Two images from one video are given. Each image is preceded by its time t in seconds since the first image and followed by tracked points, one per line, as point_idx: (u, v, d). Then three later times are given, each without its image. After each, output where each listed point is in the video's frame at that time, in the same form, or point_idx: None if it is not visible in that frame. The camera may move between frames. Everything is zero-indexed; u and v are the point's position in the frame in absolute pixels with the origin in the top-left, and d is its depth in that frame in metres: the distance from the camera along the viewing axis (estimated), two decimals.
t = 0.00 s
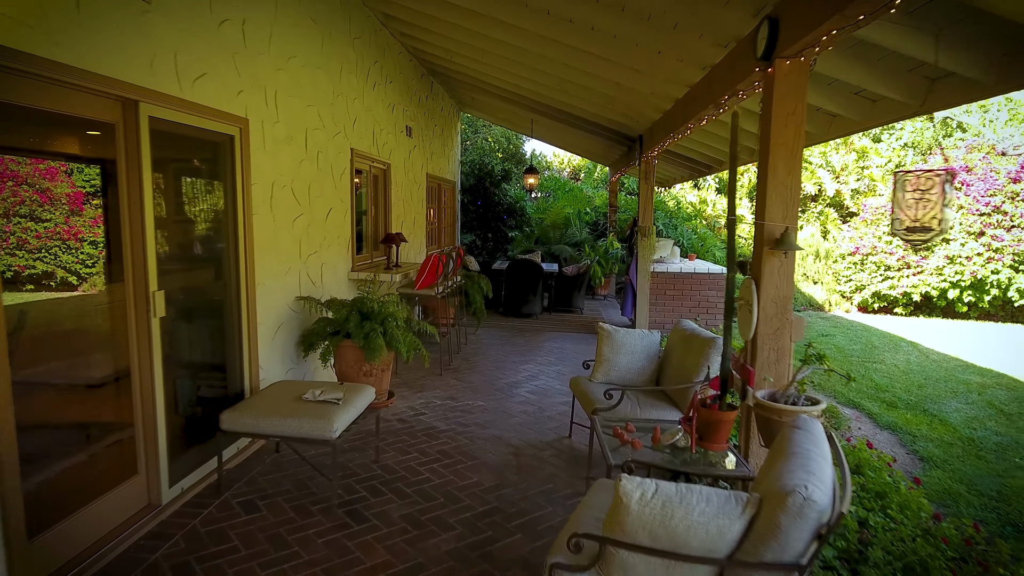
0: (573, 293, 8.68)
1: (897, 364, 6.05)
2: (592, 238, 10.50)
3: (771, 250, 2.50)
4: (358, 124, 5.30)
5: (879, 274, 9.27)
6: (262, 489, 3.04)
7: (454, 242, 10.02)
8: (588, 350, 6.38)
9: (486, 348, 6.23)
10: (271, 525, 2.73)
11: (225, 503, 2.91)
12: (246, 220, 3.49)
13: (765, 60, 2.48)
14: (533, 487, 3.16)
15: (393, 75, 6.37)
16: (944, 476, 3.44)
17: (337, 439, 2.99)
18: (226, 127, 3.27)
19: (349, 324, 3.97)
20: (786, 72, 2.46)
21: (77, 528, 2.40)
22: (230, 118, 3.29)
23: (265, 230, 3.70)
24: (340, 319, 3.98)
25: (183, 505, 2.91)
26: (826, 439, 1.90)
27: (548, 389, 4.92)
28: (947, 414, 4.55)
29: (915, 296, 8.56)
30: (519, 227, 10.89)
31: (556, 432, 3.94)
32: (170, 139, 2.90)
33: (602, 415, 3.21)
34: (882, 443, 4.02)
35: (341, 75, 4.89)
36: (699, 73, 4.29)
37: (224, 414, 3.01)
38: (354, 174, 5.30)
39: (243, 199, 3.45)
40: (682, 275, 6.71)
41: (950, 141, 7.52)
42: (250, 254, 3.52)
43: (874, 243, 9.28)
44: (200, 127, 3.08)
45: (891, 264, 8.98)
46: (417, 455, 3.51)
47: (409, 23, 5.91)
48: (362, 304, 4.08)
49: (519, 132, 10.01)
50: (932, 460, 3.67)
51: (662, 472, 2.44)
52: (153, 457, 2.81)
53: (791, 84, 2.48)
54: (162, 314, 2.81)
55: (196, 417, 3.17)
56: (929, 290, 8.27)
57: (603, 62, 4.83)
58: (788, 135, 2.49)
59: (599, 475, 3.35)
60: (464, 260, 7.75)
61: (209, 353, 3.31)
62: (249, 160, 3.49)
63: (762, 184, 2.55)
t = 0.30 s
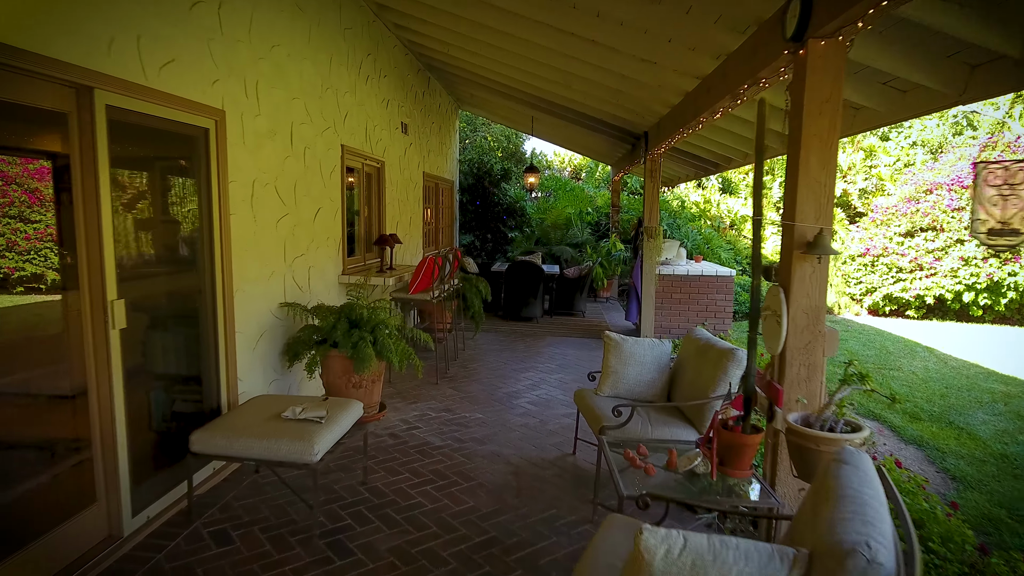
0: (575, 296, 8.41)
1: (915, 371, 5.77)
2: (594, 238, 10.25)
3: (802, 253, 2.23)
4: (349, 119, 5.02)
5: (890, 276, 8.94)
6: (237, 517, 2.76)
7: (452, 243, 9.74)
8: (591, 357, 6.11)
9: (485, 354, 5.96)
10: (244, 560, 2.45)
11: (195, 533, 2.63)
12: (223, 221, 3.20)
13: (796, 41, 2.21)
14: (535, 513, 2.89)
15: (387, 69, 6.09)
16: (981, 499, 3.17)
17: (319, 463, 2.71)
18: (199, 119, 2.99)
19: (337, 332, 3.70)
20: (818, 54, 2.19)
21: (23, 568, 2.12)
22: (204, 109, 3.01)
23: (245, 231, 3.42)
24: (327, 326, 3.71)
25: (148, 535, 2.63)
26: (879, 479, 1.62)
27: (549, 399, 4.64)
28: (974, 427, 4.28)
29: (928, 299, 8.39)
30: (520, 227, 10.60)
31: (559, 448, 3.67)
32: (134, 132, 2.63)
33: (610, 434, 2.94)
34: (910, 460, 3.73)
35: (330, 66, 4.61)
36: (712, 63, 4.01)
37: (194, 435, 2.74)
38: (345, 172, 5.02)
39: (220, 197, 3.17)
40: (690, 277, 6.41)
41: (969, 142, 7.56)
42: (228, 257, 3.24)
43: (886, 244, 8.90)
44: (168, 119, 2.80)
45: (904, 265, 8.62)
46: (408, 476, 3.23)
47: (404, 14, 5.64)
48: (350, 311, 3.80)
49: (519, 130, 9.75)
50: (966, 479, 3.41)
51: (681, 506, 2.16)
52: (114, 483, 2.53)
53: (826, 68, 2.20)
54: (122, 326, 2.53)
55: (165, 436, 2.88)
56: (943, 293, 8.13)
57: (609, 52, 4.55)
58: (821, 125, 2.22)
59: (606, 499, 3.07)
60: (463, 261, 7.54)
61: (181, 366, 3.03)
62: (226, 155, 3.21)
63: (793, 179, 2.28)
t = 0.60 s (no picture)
0: (577, 298, 8.17)
1: (934, 377, 5.52)
2: (596, 239, 10.01)
3: (841, 256, 1.98)
4: (341, 113, 4.76)
5: (901, 278, 8.46)
6: (209, 547, 2.51)
7: (451, 243, 9.49)
8: (595, 362, 5.86)
9: (484, 360, 5.71)
10: None
11: (161, 567, 2.38)
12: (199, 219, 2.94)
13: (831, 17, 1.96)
14: (538, 541, 2.63)
15: (382, 62, 5.83)
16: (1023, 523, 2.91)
17: (300, 487, 2.45)
18: (169, 108, 2.73)
19: (326, 338, 3.45)
20: (860, 32, 1.93)
21: None
22: (175, 97, 2.75)
23: (223, 231, 3.16)
24: (314, 334, 3.46)
25: (111, 568, 2.37)
26: (947, 525, 1.36)
27: (552, 409, 4.39)
28: (1003, 439, 4.04)
29: (942, 301, 8.16)
30: (520, 227, 10.34)
31: (563, 465, 3.41)
32: (95, 122, 2.38)
33: (620, 454, 2.70)
34: (940, 477, 3.48)
35: (320, 57, 4.36)
36: (727, 51, 3.76)
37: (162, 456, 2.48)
38: (337, 169, 4.77)
39: (195, 194, 2.91)
40: (698, 279, 6.13)
41: (985, 145, 7.79)
42: (204, 260, 2.99)
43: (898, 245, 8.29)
44: (132, 108, 2.54)
45: (917, 266, 8.25)
46: (400, 496, 2.98)
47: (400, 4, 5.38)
48: (339, 316, 3.53)
49: (520, 127, 9.51)
50: (1003, 501, 3.14)
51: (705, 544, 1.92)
52: (70, 510, 2.28)
53: (867, 46, 1.94)
54: (78, 337, 2.28)
55: (131, 456, 2.64)
56: (957, 296, 8.01)
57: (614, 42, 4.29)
58: (862, 113, 1.96)
59: (616, 524, 2.82)
60: (463, 261, 7.40)
61: (151, 379, 2.77)
62: (201, 148, 2.95)
63: (829, 173, 2.02)
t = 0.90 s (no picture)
0: (580, 300, 7.92)
1: (955, 384, 5.27)
2: (598, 239, 9.76)
3: (889, 260, 1.75)
4: (333, 106, 4.51)
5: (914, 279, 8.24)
6: None
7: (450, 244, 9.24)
8: (599, 368, 5.61)
9: (483, 365, 5.47)
10: None
11: None
12: (173, 218, 2.70)
13: None
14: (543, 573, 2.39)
15: (377, 54, 5.58)
16: None
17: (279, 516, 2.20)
18: (139, 96, 2.49)
19: (313, 345, 3.21)
20: (915, 4, 1.68)
21: None
22: (145, 85, 2.51)
23: (201, 232, 2.92)
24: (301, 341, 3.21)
25: None
26: None
27: (556, 419, 4.15)
28: None
29: (956, 304, 7.86)
30: (521, 227, 10.09)
31: (568, 482, 3.17)
32: (51, 111, 2.12)
33: (633, 476, 2.45)
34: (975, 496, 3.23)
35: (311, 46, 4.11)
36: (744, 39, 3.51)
37: (126, 481, 2.23)
38: (328, 165, 4.51)
39: (168, 191, 2.66)
40: (706, 282, 5.88)
41: (997, 142, 7.35)
42: (180, 262, 2.74)
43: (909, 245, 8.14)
44: (95, 96, 2.29)
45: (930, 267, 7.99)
46: (392, 520, 2.74)
47: None
48: (327, 323, 3.29)
49: (520, 124, 9.28)
50: None
51: None
52: (20, 544, 2.03)
53: (925, 20, 1.69)
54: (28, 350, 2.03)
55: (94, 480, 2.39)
56: (972, 298, 7.69)
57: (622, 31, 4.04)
58: (916, 98, 1.72)
59: (629, 552, 2.57)
60: (462, 263, 7.21)
61: (119, 394, 2.53)
62: (176, 141, 2.71)
63: (877, 166, 1.78)
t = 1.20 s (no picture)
0: (583, 302, 7.69)
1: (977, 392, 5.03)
2: (601, 240, 9.53)
3: (948, 264, 1.52)
4: (324, 100, 4.28)
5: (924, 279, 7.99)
6: None
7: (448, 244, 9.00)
8: (604, 373, 5.38)
9: (483, 371, 5.24)
10: None
11: None
12: (144, 217, 2.47)
13: None
14: None
15: (372, 47, 5.35)
16: None
17: (256, 549, 1.97)
18: (102, 81, 2.26)
19: (298, 353, 2.97)
20: None
21: None
22: (109, 68, 2.28)
23: (176, 231, 2.68)
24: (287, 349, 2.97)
25: None
26: None
27: (561, 430, 3.91)
28: None
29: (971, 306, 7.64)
30: (521, 227, 9.86)
31: (575, 502, 2.94)
32: None
33: (648, 502, 2.21)
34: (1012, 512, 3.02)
35: (300, 35, 3.88)
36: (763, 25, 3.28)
37: (85, 510, 2.01)
38: (319, 162, 4.27)
39: (139, 187, 2.44)
40: (714, 283, 5.62)
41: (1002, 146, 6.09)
42: (152, 265, 2.51)
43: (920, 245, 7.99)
44: (50, 80, 2.06)
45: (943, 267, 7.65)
46: (383, 545, 2.51)
47: None
48: (314, 329, 3.05)
49: (520, 121, 9.05)
50: None
51: None
52: None
53: None
54: None
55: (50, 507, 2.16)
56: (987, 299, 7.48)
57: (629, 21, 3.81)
58: (982, 76, 1.50)
59: None
60: (460, 264, 6.99)
61: (81, 410, 2.30)
62: (146, 132, 2.47)
63: (934, 157, 1.56)
